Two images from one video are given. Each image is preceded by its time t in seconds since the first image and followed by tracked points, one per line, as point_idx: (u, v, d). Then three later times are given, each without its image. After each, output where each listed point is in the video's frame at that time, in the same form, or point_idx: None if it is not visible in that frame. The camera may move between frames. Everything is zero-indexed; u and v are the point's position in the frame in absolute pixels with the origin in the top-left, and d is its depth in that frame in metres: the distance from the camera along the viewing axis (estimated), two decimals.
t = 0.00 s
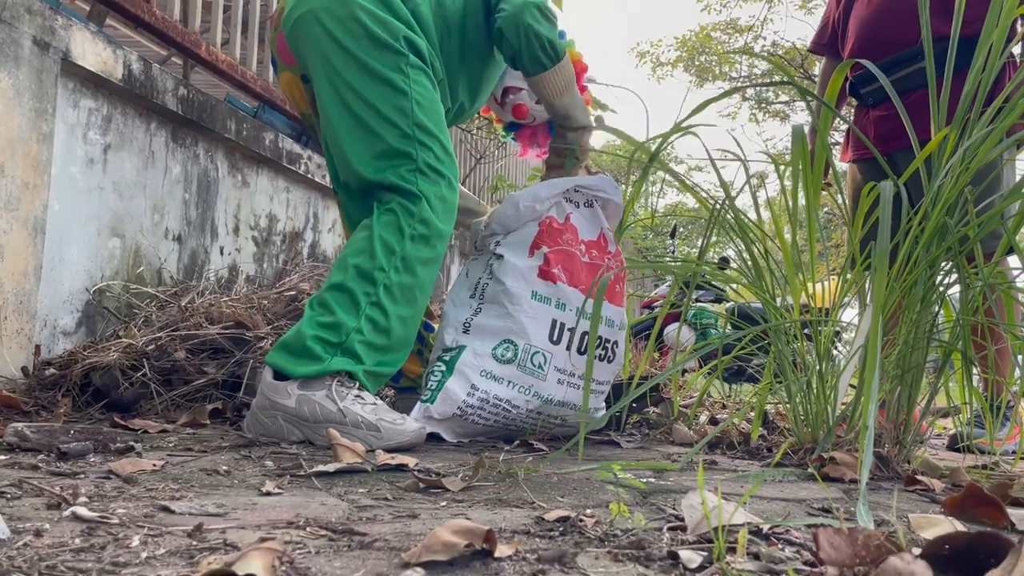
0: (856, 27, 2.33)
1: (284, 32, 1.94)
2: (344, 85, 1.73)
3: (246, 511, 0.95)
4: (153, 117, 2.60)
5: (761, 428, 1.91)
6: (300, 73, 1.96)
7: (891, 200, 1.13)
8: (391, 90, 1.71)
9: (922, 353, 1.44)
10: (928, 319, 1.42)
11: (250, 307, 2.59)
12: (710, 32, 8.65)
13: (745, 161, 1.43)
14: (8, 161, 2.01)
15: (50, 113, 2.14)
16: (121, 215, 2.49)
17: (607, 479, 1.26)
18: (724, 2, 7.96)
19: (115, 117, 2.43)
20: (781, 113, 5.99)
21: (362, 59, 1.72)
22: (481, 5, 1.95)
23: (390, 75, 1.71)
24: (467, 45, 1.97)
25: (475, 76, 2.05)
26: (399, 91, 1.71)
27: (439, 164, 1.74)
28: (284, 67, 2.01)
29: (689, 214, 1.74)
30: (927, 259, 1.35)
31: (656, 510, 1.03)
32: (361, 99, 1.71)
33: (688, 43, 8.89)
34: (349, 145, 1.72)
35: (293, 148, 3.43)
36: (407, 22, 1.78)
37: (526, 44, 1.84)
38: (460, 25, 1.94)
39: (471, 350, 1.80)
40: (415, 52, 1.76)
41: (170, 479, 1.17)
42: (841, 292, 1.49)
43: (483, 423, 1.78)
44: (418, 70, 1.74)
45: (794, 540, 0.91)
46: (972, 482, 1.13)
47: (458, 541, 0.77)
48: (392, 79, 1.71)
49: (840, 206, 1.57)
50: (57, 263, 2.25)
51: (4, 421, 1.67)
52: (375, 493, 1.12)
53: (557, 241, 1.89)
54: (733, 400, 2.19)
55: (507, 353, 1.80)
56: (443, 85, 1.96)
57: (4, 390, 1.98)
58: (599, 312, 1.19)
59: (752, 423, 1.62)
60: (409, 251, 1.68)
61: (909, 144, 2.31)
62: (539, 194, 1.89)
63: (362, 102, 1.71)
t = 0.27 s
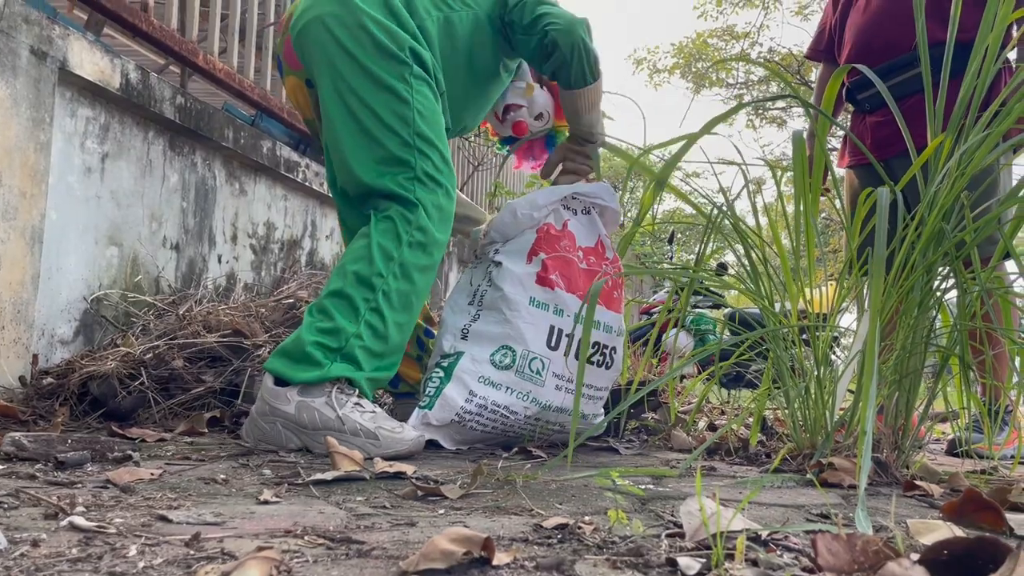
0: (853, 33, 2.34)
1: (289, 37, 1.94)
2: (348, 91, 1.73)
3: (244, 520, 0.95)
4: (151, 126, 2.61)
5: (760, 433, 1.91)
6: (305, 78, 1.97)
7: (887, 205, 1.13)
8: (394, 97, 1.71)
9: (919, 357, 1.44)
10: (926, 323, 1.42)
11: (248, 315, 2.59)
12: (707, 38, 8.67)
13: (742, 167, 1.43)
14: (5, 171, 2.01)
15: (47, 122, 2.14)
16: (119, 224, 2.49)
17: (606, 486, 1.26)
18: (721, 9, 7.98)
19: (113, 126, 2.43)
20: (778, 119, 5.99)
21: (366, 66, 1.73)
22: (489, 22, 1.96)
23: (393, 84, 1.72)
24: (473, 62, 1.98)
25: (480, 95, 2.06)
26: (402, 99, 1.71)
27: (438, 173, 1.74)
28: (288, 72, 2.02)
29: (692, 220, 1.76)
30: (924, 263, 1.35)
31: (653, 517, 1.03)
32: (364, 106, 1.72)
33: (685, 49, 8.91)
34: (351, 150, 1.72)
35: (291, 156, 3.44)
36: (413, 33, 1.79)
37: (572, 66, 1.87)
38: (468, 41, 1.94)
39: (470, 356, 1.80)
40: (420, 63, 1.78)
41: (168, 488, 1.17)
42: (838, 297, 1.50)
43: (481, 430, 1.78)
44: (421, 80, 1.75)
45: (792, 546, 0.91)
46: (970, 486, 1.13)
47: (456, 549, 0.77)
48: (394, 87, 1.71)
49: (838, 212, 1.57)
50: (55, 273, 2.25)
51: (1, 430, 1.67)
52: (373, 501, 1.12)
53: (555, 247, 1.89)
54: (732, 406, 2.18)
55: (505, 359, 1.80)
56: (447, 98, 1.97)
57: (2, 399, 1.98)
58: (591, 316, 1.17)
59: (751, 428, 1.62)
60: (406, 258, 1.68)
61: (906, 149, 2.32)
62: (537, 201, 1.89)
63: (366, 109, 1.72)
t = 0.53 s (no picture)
0: (850, 42, 2.36)
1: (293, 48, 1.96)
2: (348, 102, 1.75)
3: (245, 532, 0.95)
4: (151, 138, 2.61)
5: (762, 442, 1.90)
6: (308, 89, 1.97)
7: (887, 212, 1.13)
8: (393, 109, 1.72)
9: (920, 364, 1.44)
10: (926, 330, 1.42)
11: (249, 326, 2.59)
12: (705, 48, 8.71)
13: (742, 176, 1.44)
14: (6, 184, 2.02)
15: (48, 135, 2.15)
16: (120, 236, 2.49)
17: (608, 495, 1.26)
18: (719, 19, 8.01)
19: (113, 138, 2.44)
20: (778, 128, 6.01)
21: (366, 78, 1.74)
22: (491, 40, 1.97)
23: (393, 96, 1.73)
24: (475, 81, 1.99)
25: (480, 114, 2.06)
26: (401, 111, 1.72)
27: (434, 185, 1.74)
28: (292, 84, 2.03)
29: (692, 232, 1.78)
30: (924, 270, 1.35)
31: (656, 526, 1.03)
32: (364, 117, 1.73)
33: (683, 59, 8.93)
34: (349, 160, 1.72)
35: (291, 167, 3.44)
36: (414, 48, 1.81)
37: (587, 118, 1.96)
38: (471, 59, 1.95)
39: (471, 365, 1.80)
40: (419, 76, 1.79)
41: (169, 500, 1.17)
42: (839, 305, 1.50)
43: (482, 439, 1.78)
44: (421, 93, 1.77)
45: (795, 555, 0.91)
46: (972, 494, 1.12)
47: (458, 559, 0.77)
48: (393, 100, 1.73)
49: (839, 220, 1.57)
50: (56, 285, 2.25)
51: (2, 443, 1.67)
52: (375, 512, 1.12)
53: (556, 257, 1.89)
54: (734, 415, 2.18)
55: (506, 369, 1.80)
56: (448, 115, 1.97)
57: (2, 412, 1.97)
58: (592, 325, 1.18)
59: (753, 437, 1.62)
60: (401, 267, 1.68)
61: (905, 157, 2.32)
62: (538, 211, 1.89)
63: (365, 120, 1.73)
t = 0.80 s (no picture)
0: (849, 52, 2.36)
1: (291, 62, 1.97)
2: (347, 115, 1.76)
3: (246, 544, 0.95)
4: (152, 151, 2.62)
5: (763, 451, 1.90)
6: (305, 102, 1.99)
7: (885, 221, 1.13)
8: (392, 122, 1.73)
9: (921, 372, 1.44)
10: (927, 338, 1.41)
11: (250, 338, 2.59)
12: (704, 57, 8.74)
13: (741, 185, 1.44)
14: (8, 197, 2.03)
15: (49, 149, 2.16)
16: (121, 249, 2.50)
17: (609, 505, 1.26)
18: (718, 28, 8.04)
19: (114, 152, 2.45)
20: (777, 136, 6.01)
21: (364, 91, 1.75)
22: (488, 50, 1.98)
23: (392, 108, 1.74)
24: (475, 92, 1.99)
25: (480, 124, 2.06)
26: (400, 123, 1.73)
27: (435, 196, 1.75)
28: (290, 98, 2.04)
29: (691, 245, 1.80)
30: (924, 279, 1.35)
31: (657, 537, 1.03)
32: (362, 130, 1.74)
33: (683, 68, 8.95)
34: (349, 173, 1.73)
35: (291, 179, 3.45)
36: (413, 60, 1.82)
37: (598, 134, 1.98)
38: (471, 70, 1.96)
39: (471, 377, 1.79)
40: (418, 88, 1.80)
41: (170, 512, 1.17)
42: (840, 313, 1.50)
43: (483, 450, 1.78)
44: (420, 105, 1.77)
45: (796, 564, 0.91)
46: (974, 502, 1.12)
47: (458, 570, 0.77)
48: (392, 112, 1.73)
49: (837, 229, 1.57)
50: (57, 298, 2.25)
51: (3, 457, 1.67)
52: (376, 523, 1.12)
53: (555, 267, 1.89)
54: (735, 424, 2.18)
55: (506, 380, 1.80)
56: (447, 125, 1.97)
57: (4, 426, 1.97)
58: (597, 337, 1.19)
59: (754, 445, 1.62)
60: (402, 279, 1.68)
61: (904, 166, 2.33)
62: (536, 221, 1.90)
63: (363, 133, 1.74)
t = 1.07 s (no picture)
0: (851, 60, 2.37)
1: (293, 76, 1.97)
2: (353, 128, 1.76)
3: (251, 555, 0.95)
4: (156, 163, 2.63)
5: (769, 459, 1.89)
6: (308, 115, 1.99)
7: (889, 229, 1.13)
8: (400, 134, 1.74)
9: (926, 380, 1.43)
10: (932, 345, 1.41)
11: (253, 349, 2.60)
12: (706, 66, 8.76)
13: (743, 193, 1.44)
14: (12, 210, 2.03)
15: (54, 161, 2.17)
16: (125, 261, 2.50)
17: (614, 515, 1.25)
18: (719, 37, 8.07)
19: (118, 164, 2.46)
20: (779, 144, 6.02)
21: (370, 104, 1.75)
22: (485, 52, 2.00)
23: (399, 120, 1.74)
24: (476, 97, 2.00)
25: (481, 129, 2.08)
26: (408, 135, 1.74)
27: (444, 207, 1.75)
28: (292, 110, 2.05)
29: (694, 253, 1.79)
30: (929, 286, 1.35)
31: (663, 546, 1.02)
32: (369, 142, 1.74)
33: (684, 77, 8.97)
34: (358, 186, 1.74)
35: (295, 190, 3.46)
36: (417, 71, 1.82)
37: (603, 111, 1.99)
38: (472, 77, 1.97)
39: (476, 387, 1.79)
40: (423, 99, 1.80)
41: (175, 524, 1.17)
42: (844, 321, 1.49)
43: (488, 460, 1.77)
44: (426, 116, 1.78)
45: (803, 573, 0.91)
46: (980, 509, 1.12)
47: None
48: (400, 124, 1.74)
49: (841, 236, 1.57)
50: (61, 310, 2.26)
51: (7, 469, 1.66)
52: (381, 533, 1.12)
53: (559, 276, 1.90)
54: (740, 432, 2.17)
55: (511, 390, 1.80)
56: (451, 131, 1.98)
57: (8, 438, 1.97)
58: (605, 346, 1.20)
59: (759, 454, 1.61)
60: (413, 291, 1.68)
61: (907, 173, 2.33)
62: (541, 230, 1.90)
63: (370, 146, 1.74)
